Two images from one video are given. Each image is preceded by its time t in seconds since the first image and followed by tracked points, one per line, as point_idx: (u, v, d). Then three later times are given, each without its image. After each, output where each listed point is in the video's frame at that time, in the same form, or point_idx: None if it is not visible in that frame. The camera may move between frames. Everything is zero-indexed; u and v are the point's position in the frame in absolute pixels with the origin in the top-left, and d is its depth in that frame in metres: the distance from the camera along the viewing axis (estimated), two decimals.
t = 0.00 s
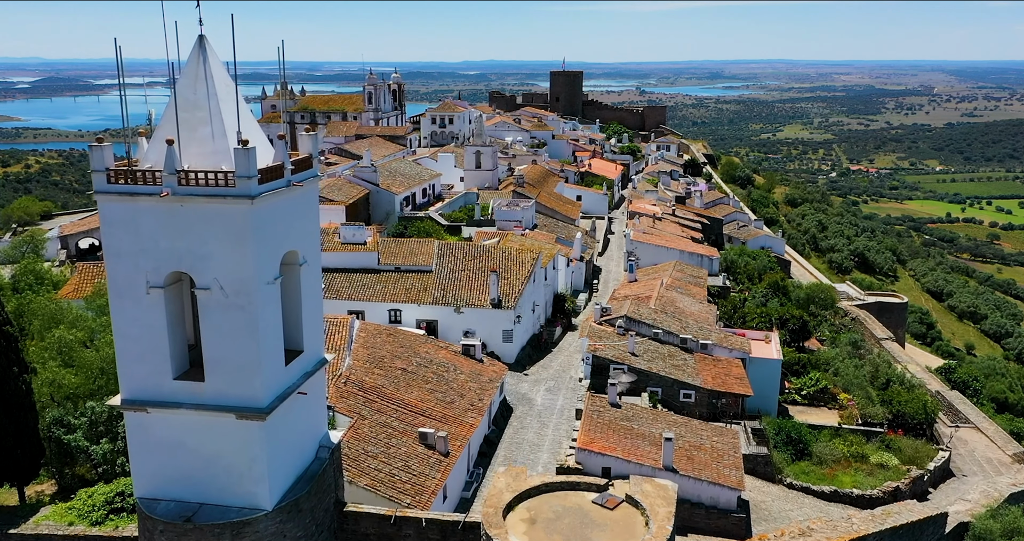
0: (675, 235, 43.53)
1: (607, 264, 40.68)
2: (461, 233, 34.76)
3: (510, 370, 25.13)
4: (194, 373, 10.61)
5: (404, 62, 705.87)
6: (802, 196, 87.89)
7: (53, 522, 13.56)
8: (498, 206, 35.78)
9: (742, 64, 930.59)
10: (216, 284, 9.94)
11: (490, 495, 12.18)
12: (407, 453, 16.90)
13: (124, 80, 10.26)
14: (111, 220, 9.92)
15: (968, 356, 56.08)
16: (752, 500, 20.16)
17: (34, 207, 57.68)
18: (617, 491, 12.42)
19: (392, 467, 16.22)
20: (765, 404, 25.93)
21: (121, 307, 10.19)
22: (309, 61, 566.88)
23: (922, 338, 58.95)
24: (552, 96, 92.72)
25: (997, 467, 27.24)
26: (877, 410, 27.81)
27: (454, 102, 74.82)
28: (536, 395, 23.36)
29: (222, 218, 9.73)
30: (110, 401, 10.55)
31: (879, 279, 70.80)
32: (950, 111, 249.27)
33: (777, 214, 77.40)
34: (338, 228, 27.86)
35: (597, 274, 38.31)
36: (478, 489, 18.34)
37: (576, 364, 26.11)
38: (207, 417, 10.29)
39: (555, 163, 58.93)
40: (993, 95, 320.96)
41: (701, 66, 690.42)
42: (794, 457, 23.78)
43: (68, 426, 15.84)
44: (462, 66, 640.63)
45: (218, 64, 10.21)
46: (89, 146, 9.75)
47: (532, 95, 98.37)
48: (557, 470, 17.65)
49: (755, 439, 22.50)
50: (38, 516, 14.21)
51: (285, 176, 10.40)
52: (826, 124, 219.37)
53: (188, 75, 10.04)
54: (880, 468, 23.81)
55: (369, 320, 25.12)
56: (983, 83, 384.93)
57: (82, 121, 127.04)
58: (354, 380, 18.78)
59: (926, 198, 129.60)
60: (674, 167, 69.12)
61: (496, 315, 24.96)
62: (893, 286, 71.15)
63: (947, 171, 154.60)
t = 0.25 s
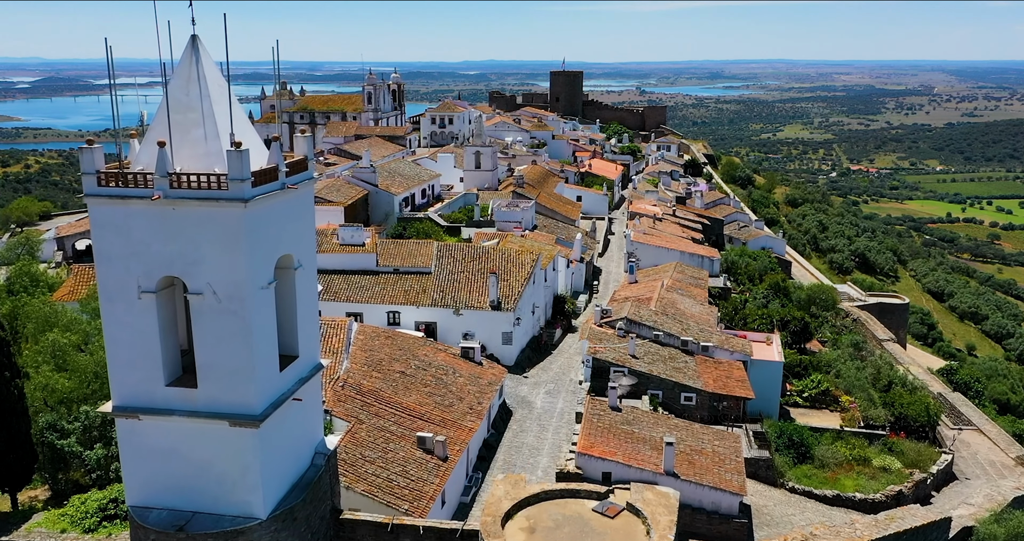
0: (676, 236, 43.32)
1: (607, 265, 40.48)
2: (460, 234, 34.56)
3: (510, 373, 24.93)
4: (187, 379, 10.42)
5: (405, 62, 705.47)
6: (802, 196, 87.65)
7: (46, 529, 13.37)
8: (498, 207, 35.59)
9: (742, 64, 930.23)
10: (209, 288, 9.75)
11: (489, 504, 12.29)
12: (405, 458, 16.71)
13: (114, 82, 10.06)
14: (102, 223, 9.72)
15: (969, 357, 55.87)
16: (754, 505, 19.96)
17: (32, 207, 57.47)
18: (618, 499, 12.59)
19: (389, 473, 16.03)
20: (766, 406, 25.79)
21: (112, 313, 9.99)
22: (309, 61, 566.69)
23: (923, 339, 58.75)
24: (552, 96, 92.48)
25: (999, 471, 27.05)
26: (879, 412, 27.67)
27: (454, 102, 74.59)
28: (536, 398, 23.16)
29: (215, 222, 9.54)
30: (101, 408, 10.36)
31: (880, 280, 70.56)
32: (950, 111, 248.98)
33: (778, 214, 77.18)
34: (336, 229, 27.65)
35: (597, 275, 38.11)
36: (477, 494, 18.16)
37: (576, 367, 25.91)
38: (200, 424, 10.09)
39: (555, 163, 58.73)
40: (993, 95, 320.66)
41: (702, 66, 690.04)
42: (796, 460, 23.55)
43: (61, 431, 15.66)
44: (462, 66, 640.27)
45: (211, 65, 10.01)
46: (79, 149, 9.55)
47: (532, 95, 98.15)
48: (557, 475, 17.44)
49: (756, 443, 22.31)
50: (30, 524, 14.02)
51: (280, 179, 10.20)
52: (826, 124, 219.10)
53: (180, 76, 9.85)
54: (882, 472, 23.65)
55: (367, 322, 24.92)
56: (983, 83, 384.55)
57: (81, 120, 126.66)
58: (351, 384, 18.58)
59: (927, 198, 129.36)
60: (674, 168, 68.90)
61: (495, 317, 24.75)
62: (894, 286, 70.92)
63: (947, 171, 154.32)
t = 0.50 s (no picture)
0: (676, 236, 43.13)
1: (607, 266, 40.29)
2: (460, 235, 34.37)
3: (509, 375, 24.72)
4: (179, 386, 10.22)
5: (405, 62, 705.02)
6: (803, 197, 87.44)
7: (37, 537, 13.11)
8: (497, 207, 35.41)
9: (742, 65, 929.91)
10: (201, 294, 9.56)
11: (488, 512, 12.23)
12: (403, 462, 16.53)
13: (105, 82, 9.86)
14: (92, 227, 9.53)
15: (970, 358, 55.68)
16: (756, 509, 19.77)
17: (31, 208, 57.27)
18: (618, 508, 12.46)
19: (387, 478, 15.85)
20: (768, 409, 25.55)
21: (103, 317, 9.80)
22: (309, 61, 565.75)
23: (924, 340, 58.58)
24: (552, 96, 92.28)
25: (1002, 474, 26.85)
26: (880, 414, 27.51)
27: (453, 102, 74.38)
28: (535, 401, 22.96)
29: (208, 226, 9.34)
30: (93, 415, 10.17)
31: (880, 280, 70.36)
32: (950, 111, 248.74)
33: (778, 215, 77.00)
34: (334, 230, 27.46)
35: (597, 276, 37.91)
36: (476, 499, 17.97)
37: (576, 369, 25.71)
38: (192, 432, 9.89)
39: (555, 164, 58.54)
40: (993, 95, 320.50)
41: (702, 66, 689.78)
42: (798, 464, 23.36)
43: (53, 436, 15.45)
44: (462, 66, 639.99)
45: (204, 65, 9.83)
46: (68, 151, 9.35)
47: (531, 95, 97.95)
48: (556, 480, 17.23)
49: (758, 446, 22.10)
50: (22, 532, 13.81)
51: (274, 181, 10.01)
52: (826, 124, 218.94)
53: (172, 77, 9.67)
54: (885, 475, 23.47)
55: (365, 324, 24.72)
56: (984, 83, 384.32)
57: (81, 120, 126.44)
58: (349, 387, 18.38)
59: (927, 198, 129.17)
60: (674, 168, 68.74)
61: (495, 319, 24.56)
62: (894, 287, 70.71)
63: (947, 171, 154.15)
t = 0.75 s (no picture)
0: (677, 237, 42.93)
1: (607, 268, 40.09)
2: (459, 236, 34.17)
3: (509, 378, 24.51)
4: (171, 393, 10.02)
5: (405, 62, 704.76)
6: (803, 197, 87.23)
7: None
8: (497, 208, 35.20)
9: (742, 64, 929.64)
10: (193, 299, 9.36)
11: (486, 522, 12.12)
12: (400, 468, 16.33)
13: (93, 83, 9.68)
14: (82, 231, 9.33)
15: (971, 359, 55.51)
16: (758, 514, 19.57)
17: (30, 208, 57.11)
18: (619, 516, 12.32)
19: (384, 483, 15.65)
20: (769, 412, 25.35)
21: (92, 323, 9.60)
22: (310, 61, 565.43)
23: (925, 340, 58.41)
24: (552, 96, 92.05)
25: (1006, 476, 26.67)
26: (883, 417, 27.31)
27: (453, 102, 74.16)
28: (535, 404, 22.75)
29: (199, 229, 9.14)
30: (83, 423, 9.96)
31: (881, 281, 70.15)
32: (950, 111, 248.47)
33: (778, 215, 76.81)
34: (333, 231, 27.25)
35: (597, 277, 37.71)
36: (474, 504, 17.78)
37: (576, 372, 25.50)
38: (184, 440, 9.69)
39: (555, 164, 58.33)
40: (993, 95, 320.35)
41: (702, 65, 689.49)
42: (800, 467, 23.15)
43: (45, 442, 15.25)
44: (462, 66, 639.59)
45: (196, 66, 9.64)
46: (58, 153, 9.15)
47: (532, 95, 97.69)
48: (556, 486, 17.03)
49: (760, 450, 21.87)
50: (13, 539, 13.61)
51: (267, 185, 9.82)
52: (826, 124, 218.72)
53: (164, 78, 9.47)
54: (887, 479, 23.27)
55: (364, 326, 24.51)
56: (984, 83, 384.20)
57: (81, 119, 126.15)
58: (346, 391, 18.20)
59: (927, 198, 128.98)
60: (675, 168, 68.54)
61: (494, 321, 24.36)
62: (895, 287, 70.51)
63: (947, 171, 153.94)
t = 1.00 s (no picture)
0: (677, 238, 42.74)
1: (607, 269, 39.89)
2: (458, 238, 33.97)
3: (508, 381, 24.30)
4: (162, 400, 9.82)
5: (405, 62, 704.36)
6: (804, 197, 87.04)
7: None
8: (497, 210, 35.00)
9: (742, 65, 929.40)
10: (185, 305, 9.15)
11: (484, 530, 13.14)
12: (398, 473, 16.13)
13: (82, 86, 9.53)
14: (71, 235, 9.13)
15: (973, 360, 55.34)
16: (760, 519, 19.38)
17: (29, 209, 56.89)
18: (620, 526, 13.56)
19: (382, 490, 15.45)
20: (771, 415, 25.13)
21: (82, 329, 9.39)
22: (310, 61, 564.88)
23: (926, 342, 58.26)
24: (552, 96, 91.84)
25: (1009, 480, 26.48)
26: (885, 420, 27.13)
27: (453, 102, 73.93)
28: (534, 407, 22.55)
29: (191, 234, 8.93)
30: (72, 431, 9.75)
31: (882, 281, 69.95)
32: (950, 111, 248.31)
33: (779, 215, 76.62)
34: (331, 233, 27.04)
35: (597, 278, 37.51)
36: (473, 510, 17.57)
37: (576, 374, 25.29)
38: (176, 449, 9.50)
39: (555, 165, 58.11)
40: (993, 95, 320.46)
41: (702, 65, 689.40)
42: (802, 471, 22.92)
43: (37, 447, 15.00)
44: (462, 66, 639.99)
45: (188, 67, 9.43)
46: (46, 156, 8.97)
47: (531, 95, 97.48)
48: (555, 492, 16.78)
49: (762, 454, 21.62)
50: None
51: (260, 188, 9.61)
52: (827, 124, 218.49)
53: (155, 79, 9.27)
54: (890, 483, 23.10)
55: (362, 329, 24.30)
56: (984, 83, 384.07)
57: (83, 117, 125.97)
58: (344, 395, 17.99)
59: (927, 198, 128.80)
60: (675, 169, 68.36)
61: (493, 324, 24.16)
62: (896, 288, 70.28)
63: (947, 172, 153.75)
